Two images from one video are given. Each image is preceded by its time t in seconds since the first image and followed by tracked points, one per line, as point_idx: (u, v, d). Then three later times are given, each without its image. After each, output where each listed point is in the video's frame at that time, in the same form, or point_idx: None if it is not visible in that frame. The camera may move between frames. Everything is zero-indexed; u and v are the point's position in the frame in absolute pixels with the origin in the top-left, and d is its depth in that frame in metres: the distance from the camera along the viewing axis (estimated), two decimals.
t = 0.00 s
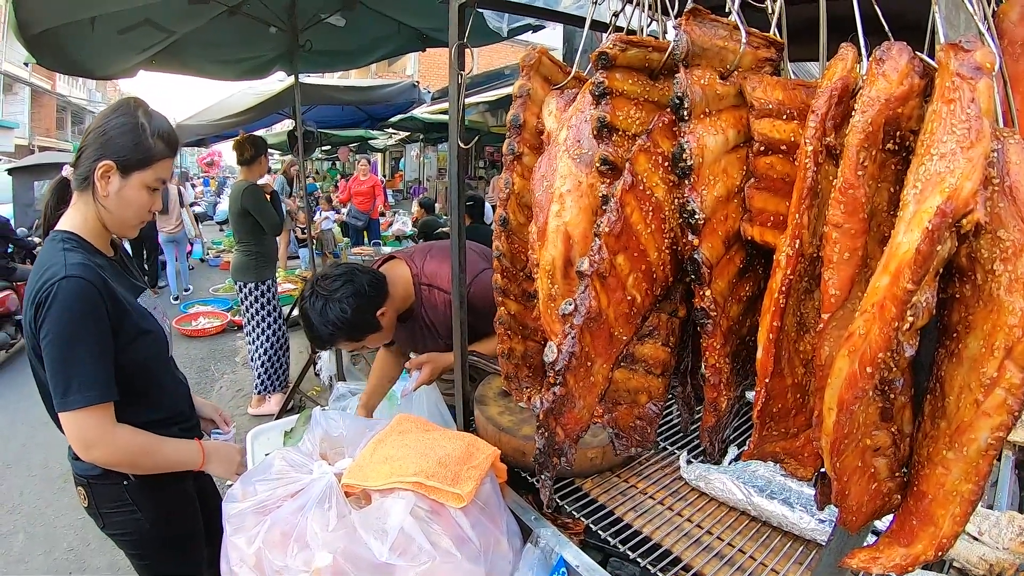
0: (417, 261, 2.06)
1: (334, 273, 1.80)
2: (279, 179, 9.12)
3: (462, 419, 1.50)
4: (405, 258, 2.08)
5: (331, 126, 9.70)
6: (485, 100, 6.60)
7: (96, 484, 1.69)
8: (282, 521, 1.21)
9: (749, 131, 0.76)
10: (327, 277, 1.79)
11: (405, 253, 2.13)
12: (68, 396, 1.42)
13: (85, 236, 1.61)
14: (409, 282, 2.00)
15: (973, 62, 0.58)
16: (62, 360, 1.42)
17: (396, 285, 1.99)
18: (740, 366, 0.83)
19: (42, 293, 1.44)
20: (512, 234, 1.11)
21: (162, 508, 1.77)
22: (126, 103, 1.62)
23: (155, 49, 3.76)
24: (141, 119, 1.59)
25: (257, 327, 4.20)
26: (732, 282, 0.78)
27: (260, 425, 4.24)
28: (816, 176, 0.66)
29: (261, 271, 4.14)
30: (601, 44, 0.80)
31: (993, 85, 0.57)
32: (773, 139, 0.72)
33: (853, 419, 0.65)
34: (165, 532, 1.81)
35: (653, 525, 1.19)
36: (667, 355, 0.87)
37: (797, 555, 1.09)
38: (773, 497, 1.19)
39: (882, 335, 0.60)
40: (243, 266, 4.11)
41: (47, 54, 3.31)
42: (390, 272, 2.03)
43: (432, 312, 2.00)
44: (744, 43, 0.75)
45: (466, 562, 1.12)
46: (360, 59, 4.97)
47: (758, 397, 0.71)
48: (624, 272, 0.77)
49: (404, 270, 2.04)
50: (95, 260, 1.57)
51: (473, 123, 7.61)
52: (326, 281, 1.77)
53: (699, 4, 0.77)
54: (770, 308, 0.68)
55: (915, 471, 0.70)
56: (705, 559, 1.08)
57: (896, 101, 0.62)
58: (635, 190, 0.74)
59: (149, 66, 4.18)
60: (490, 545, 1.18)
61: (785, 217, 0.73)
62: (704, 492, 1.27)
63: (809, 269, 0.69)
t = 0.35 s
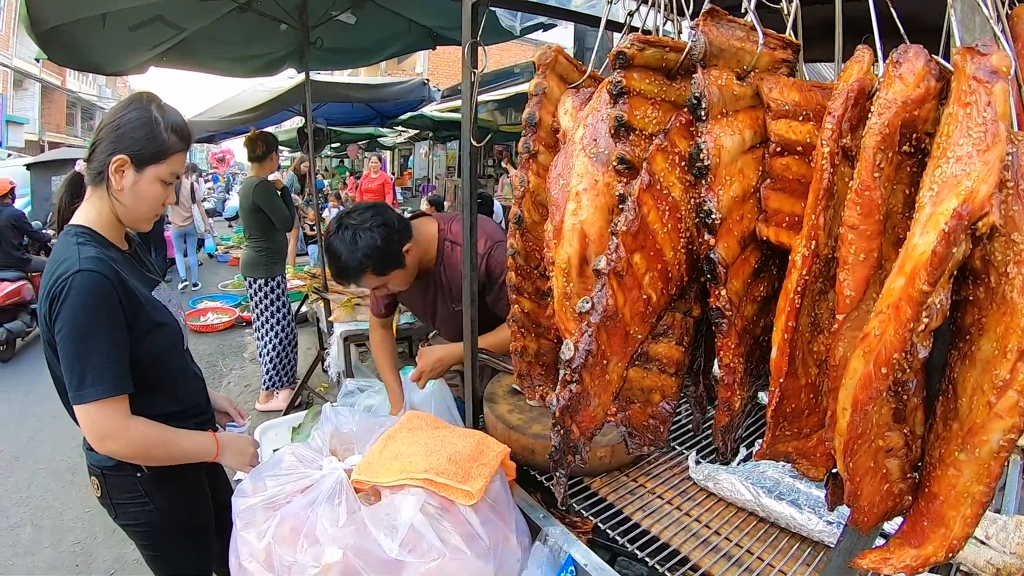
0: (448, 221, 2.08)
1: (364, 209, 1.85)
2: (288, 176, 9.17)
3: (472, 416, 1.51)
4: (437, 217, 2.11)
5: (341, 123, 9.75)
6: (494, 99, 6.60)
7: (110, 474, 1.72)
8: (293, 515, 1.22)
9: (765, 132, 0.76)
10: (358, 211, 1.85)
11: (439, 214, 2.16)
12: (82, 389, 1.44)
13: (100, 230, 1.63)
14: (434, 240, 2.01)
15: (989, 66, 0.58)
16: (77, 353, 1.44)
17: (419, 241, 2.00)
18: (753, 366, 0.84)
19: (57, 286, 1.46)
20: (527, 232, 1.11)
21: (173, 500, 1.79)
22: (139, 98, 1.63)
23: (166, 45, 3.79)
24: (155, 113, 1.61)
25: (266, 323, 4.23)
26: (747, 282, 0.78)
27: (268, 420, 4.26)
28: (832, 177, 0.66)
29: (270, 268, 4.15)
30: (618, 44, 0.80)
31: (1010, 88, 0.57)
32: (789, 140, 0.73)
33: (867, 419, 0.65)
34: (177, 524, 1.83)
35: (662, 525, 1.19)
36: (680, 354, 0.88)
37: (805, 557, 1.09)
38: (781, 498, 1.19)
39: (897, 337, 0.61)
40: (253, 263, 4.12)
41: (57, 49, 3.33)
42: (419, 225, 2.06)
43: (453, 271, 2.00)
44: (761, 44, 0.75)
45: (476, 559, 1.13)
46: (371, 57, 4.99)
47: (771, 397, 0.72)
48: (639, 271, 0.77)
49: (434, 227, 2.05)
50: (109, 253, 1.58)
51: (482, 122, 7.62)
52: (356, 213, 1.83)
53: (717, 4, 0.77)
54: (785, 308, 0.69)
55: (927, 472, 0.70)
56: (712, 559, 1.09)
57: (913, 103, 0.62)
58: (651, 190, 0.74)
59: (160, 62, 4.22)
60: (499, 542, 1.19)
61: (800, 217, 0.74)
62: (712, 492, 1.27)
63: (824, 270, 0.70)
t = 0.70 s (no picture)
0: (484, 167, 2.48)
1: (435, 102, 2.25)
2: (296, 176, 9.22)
3: (480, 417, 1.52)
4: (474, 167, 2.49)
5: (349, 123, 9.80)
6: (502, 99, 6.61)
7: (119, 469, 1.73)
8: (300, 514, 1.22)
9: (777, 136, 0.76)
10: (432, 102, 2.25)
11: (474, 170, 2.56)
12: (94, 383, 1.45)
13: (115, 226, 1.64)
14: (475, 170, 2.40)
15: (1000, 73, 0.58)
16: (91, 349, 1.45)
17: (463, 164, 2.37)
18: (762, 370, 0.84)
19: (71, 282, 1.47)
20: (538, 234, 1.11)
21: (180, 497, 1.80)
22: (154, 96, 1.65)
23: (175, 44, 3.81)
24: (170, 111, 1.62)
25: (273, 321, 4.25)
26: (758, 286, 0.78)
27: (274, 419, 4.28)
28: (844, 182, 0.66)
29: (278, 267, 4.17)
30: (632, 47, 0.81)
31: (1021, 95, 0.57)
32: (801, 145, 0.73)
33: (876, 423, 0.65)
34: (184, 521, 1.84)
35: (667, 527, 1.19)
36: (690, 357, 0.88)
37: (810, 560, 1.09)
38: (787, 501, 1.19)
39: (908, 342, 0.61)
40: (260, 261, 4.13)
41: (67, 47, 3.36)
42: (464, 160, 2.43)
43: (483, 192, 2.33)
44: (774, 49, 0.76)
45: (482, 559, 1.13)
46: (379, 56, 5.00)
47: (781, 401, 0.72)
48: (652, 274, 0.77)
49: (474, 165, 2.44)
50: (123, 250, 1.60)
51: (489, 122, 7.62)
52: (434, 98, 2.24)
53: (730, 9, 0.78)
54: (795, 312, 0.69)
55: (935, 477, 0.70)
56: (717, 562, 1.09)
57: (924, 110, 0.62)
58: (664, 194, 0.75)
59: (168, 60, 4.24)
60: (506, 543, 1.19)
61: (811, 222, 0.74)
62: (718, 496, 1.27)
63: (834, 275, 0.70)
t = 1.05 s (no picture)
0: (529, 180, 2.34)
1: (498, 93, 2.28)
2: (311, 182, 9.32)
3: (494, 425, 1.53)
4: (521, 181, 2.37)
5: (363, 130, 9.89)
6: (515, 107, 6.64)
7: (135, 471, 1.76)
8: (315, 520, 1.24)
9: (794, 149, 0.77)
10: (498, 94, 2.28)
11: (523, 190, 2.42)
12: (113, 383, 1.48)
13: (137, 230, 1.68)
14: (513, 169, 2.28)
15: (1016, 88, 0.59)
16: (110, 350, 1.48)
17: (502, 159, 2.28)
18: (778, 381, 0.84)
19: (91, 284, 1.51)
20: (555, 245, 1.12)
21: (195, 499, 1.82)
22: (164, 100, 1.68)
23: (191, 51, 3.87)
24: (181, 112, 1.65)
25: (287, 326, 4.29)
26: (775, 298, 0.79)
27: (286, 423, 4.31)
28: (860, 196, 0.67)
29: (292, 273, 4.23)
30: (650, 61, 0.83)
31: None
32: (818, 158, 0.74)
33: (892, 436, 0.65)
34: (197, 523, 1.86)
35: (680, 537, 1.19)
36: (706, 368, 0.88)
37: (823, 571, 1.08)
38: (800, 512, 1.18)
39: (923, 355, 0.61)
40: (275, 268, 4.20)
41: (85, 53, 3.42)
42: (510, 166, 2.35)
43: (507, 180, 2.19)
44: (792, 63, 0.76)
45: (496, 567, 1.14)
46: (393, 64, 5.04)
47: (797, 413, 0.72)
48: (670, 286, 0.78)
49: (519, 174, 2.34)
50: (144, 253, 1.63)
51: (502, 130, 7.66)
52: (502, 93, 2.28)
53: (748, 23, 0.79)
54: (812, 325, 0.69)
55: (949, 489, 0.70)
56: (729, 572, 1.09)
57: (940, 124, 0.62)
58: (682, 207, 0.76)
59: (185, 67, 4.31)
60: (519, 551, 1.20)
61: (828, 235, 0.75)
62: (732, 506, 1.26)
63: (851, 288, 0.70)
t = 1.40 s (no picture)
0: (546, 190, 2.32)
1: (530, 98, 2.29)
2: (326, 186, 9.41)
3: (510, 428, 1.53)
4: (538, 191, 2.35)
5: (378, 134, 9.97)
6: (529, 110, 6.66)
7: (151, 470, 1.79)
8: (331, 522, 1.25)
9: (811, 154, 0.77)
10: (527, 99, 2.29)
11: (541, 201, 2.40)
12: (126, 383, 1.51)
13: (150, 232, 1.71)
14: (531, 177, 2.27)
15: None
16: (124, 350, 1.51)
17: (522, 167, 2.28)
18: (796, 386, 0.84)
19: (106, 285, 1.54)
20: (573, 249, 1.13)
21: (209, 500, 1.85)
22: (180, 104, 1.71)
23: (208, 55, 3.93)
24: (197, 117, 1.69)
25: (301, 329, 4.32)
26: (792, 303, 0.79)
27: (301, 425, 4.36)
28: (878, 201, 0.67)
29: (308, 275, 4.27)
30: (668, 66, 0.82)
31: None
32: (836, 162, 0.74)
33: (909, 441, 0.65)
34: (211, 524, 1.89)
35: (695, 542, 1.19)
36: (724, 373, 0.89)
37: None
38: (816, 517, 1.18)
39: (941, 360, 0.61)
40: (289, 270, 4.25)
41: (102, 59, 3.47)
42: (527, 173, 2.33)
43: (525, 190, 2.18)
44: (809, 67, 0.77)
45: (510, 570, 1.14)
46: (407, 67, 5.08)
47: (814, 419, 0.72)
48: (688, 291, 0.78)
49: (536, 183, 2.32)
50: (157, 255, 1.66)
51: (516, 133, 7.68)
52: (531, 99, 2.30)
53: (765, 28, 0.79)
54: (829, 330, 0.70)
55: (966, 494, 0.69)
56: None
57: (958, 129, 0.62)
58: (701, 212, 0.76)
59: (202, 72, 4.37)
60: (534, 555, 1.20)
61: (846, 239, 0.75)
62: (747, 510, 1.26)
63: (868, 293, 0.70)
